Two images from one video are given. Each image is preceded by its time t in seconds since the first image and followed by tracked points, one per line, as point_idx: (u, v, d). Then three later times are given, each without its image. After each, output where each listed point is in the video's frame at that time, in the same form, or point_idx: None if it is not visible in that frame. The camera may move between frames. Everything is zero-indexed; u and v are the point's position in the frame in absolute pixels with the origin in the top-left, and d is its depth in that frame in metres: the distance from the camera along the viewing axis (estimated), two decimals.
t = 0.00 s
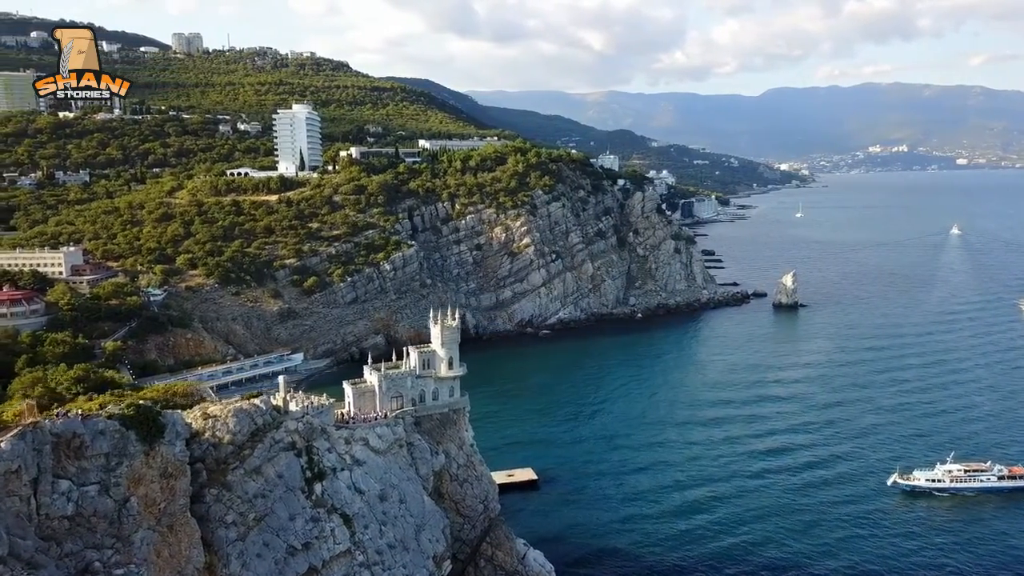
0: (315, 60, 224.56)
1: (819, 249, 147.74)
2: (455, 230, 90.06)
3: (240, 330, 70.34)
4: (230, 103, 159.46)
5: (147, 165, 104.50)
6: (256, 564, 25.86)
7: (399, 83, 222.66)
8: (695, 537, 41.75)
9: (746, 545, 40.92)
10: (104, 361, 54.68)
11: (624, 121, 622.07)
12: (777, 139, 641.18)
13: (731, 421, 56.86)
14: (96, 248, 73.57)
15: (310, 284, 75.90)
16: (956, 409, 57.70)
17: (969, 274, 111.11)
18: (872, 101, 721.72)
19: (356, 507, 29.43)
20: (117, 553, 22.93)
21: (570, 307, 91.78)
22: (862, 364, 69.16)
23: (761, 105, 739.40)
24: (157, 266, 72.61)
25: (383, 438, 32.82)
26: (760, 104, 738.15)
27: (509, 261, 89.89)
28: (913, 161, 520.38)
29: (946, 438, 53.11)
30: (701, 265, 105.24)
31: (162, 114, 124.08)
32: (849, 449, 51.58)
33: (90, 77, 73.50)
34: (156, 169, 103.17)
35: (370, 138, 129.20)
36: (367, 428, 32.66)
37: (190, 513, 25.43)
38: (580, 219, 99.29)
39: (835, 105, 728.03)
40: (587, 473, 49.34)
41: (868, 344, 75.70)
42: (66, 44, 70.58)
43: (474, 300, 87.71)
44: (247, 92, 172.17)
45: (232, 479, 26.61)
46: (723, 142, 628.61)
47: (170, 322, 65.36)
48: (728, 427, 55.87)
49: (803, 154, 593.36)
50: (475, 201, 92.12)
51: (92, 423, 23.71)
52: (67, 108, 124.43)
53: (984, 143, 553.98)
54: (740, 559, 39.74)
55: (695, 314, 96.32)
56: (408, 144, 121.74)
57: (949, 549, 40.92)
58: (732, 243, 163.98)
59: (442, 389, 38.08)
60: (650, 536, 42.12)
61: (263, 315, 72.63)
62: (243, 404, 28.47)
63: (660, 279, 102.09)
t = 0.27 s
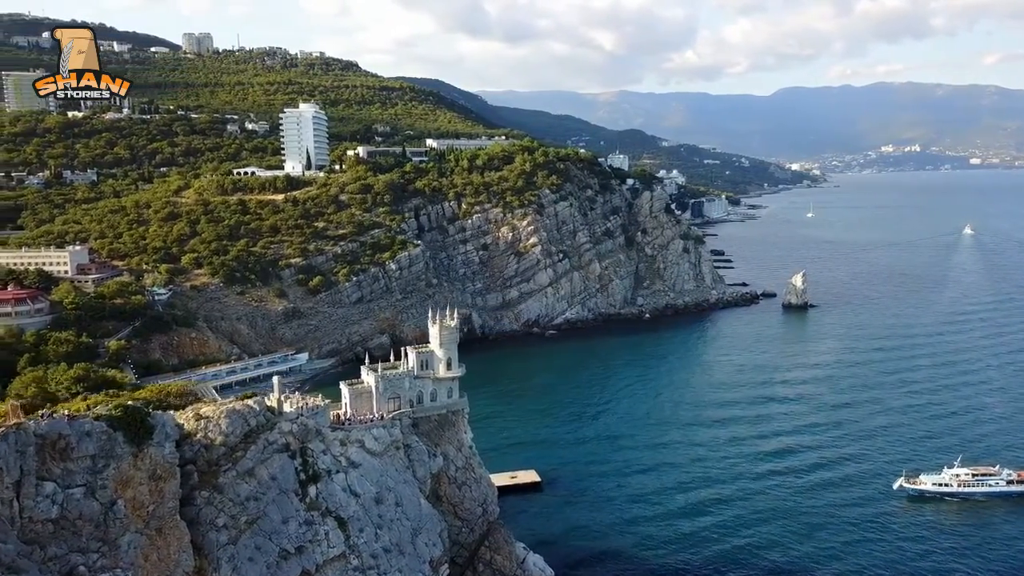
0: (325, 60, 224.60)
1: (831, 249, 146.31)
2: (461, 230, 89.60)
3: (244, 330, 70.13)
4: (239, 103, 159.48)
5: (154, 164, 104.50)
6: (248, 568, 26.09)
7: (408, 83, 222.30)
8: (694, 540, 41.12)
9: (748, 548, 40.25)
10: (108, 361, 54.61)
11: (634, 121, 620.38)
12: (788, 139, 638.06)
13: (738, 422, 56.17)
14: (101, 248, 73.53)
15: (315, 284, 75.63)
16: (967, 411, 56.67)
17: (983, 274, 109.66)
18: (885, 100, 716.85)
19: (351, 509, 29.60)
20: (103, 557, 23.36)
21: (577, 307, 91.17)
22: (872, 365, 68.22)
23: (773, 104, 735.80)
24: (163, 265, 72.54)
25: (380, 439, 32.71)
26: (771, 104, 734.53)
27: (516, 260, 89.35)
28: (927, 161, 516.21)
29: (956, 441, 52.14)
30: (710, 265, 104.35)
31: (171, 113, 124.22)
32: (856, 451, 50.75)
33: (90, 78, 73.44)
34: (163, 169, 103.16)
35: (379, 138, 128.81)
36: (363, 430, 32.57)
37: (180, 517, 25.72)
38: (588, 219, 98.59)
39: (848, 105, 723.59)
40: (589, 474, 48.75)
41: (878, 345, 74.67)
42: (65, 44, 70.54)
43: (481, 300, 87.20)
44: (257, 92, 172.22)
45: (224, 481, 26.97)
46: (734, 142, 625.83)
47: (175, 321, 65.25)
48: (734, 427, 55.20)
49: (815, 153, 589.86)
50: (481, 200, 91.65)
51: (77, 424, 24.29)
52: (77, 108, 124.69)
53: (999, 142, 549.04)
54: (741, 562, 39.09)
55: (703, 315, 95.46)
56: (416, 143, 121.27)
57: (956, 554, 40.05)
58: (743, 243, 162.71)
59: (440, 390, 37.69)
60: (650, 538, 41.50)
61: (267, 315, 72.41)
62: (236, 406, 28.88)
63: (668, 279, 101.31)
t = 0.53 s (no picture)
0: (335, 59, 224.80)
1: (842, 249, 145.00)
2: (467, 229, 89.17)
3: (249, 329, 69.97)
4: (248, 102, 159.68)
5: (162, 163, 104.63)
6: (238, 572, 26.01)
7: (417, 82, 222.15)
8: (696, 542, 40.46)
9: (750, 551, 39.57)
10: (111, 360, 54.49)
11: (645, 120, 618.77)
12: (800, 138, 635.08)
13: (744, 423, 55.48)
14: (108, 247, 73.54)
15: (320, 283, 75.44)
16: (977, 413, 55.70)
17: (996, 275, 108.28)
18: (897, 99, 712.12)
19: (345, 512, 29.23)
20: (88, 561, 23.48)
21: (584, 307, 90.59)
22: (882, 366, 67.28)
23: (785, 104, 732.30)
24: (168, 264, 72.49)
25: (375, 441, 32.28)
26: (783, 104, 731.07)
27: (522, 260, 88.82)
28: (939, 161, 512.28)
29: (966, 443, 51.19)
30: (718, 265, 103.54)
31: (179, 113, 124.46)
32: (863, 452, 49.94)
33: (90, 78, 73.48)
34: (171, 167, 103.25)
35: (387, 137, 128.59)
36: (359, 431, 32.06)
37: (169, 520, 25.68)
38: (596, 218, 97.95)
39: (860, 104, 719.31)
40: (592, 474, 48.18)
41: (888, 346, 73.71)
42: (66, 44, 70.56)
43: (487, 300, 86.76)
44: (266, 91, 172.42)
45: (214, 483, 26.74)
46: (745, 142, 623.27)
47: (179, 320, 65.13)
48: (739, 428, 54.50)
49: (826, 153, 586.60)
50: (488, 200, 91.23)
51: (61, 426, 24.03)
52: (86, 107, 125.08)
53: (1013, 142, 544.31)
54: (743, 564, 38.43)
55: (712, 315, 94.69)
56: (424, 142, 120.93)
57: (963, 559, 39.20)
58: (753, 243, 161.62)
59: (438, 390, 37.20)
60: (651, 539, 40.90)
61: (272, 314, 72.28)
62: (229, 406, 28.53)
63: (676, 279, 100.54)
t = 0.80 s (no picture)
0: (345, 59, 224.96)
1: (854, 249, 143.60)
2: (475, 228, 88.75)
3: (255, 329, 69.79)
4: (258, 102, 159.83)
5: (171, 162, 104.72)
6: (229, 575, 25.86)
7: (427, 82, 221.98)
8: (699, 544, 39.83)
9: (754, 554, 38.88)
10: (115, 360, 54.30)
11: (656, 120, 616.77)
12: (812, 138, 631.64)
13: (751, 423, 54.78)
14: (114, 246, 73.50)
15: (326, 282, 75.25)
16: (990, 415, 54.74)
17: (1010, 275, 106.82)
18: (911, 99, 707.00)
19: (340, 515, 28.84)
20: (74, 564, 23.69)
21: (592, 307, 89.97)
22: (893, 367, 66.35)
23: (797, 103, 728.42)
24: (174, 263, 72.41)
25: (371, 443, 31.85)
26: (795, 104, 727.26)
27: (530, 259, 88.33)
28: (954, 160, 507.95)
29: (978, 446, 50.24)
30: (728, 265, 102.64)
31: (188, 112, 124.61)
32: (872, 454, 49.10)
33: (90, 78, 73.17)
34: (179, 167, 103.32)
35: (395, 136, 128.28)
36: (354, 432, 31.69)
37: (158, 522, 25.66)
38: (604, 218, 97.31)
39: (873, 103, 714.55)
40: (595, 475, 47.61)
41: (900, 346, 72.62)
42: (66, 45, 70.39)
43: (494, 300, 86.35)
44: (275, 91, 172.63)
45: (205, 486, 26.54)
46: (756, 141, 620.35)
47: (185, 319, 64.97)
48: (746, 429, 53.80)
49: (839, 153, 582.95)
50: (495, 199, 90.82)
51: (45, 428, 23.95)
52: (96, 107, 125.55)
53: None
54: (746, 567, 37.78)
55: (721, 315, 93.90)
56: (432, 142, 120.52)
57: (973, 564, 38.36)
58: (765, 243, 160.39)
59: (436, 391, 36.82)
60: (654, 541, 40.30)
61: (278, 314, 72.11)
62: (222, 407, 28.28)
63: (686, 279, 99.72)
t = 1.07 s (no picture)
0: (357, 58, 225.27)
1: (870, 249, 142.00)
2: (484, 227, 88.34)
3: (263, 328, 69.63)
4: (270, 101, 160.14)
5: (182, 161, 104.91)
6: None
7: (439, 81, 221.79)
8: (704, 547, 39.15)
9: (761, 558, 38.15)
10: (122, 359, 54.15)
11: (670, 119, 614.37)
12: (828, 138, 627.33)
13: (761, 424, 53.97)
14: (124, 244, 73.58)
15: (335, 281, 75.04)
16: (1006, 417, 53.60)
17: None
18: (928, 98, 700.71)
19: (336, 517, 28.54)
20: (61, 567, 23.47)
21: (603, 307, 89.30)
22: (907, 368, 65.28)
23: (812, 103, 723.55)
24: (183, 262, 72.42)
25: (369, 444, 31.45)
26: (811, 103, 722.50)
27: (539, 259, 87.83)
28: (971, 160, 502.81)
29: (993, 449, 49.18)
30: (741, 265, 101.61)
31: (200, 112, 124.99)
32: (884, 456, 48.21)
33: (91, 78, 72.95)
34: (191, 166, 103.49)
35: (406, 135, 128.04)
36: (352, 434, 31.36)
37: (149, 524, 25.65)
38: (615, 217, 96.59)
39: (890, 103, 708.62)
40: (601, 476, 46.99)
41: (914, 347, 71.50)
42: (66, 45, 70.23)
43: (504, 300, 85.94)
44: (288, 91, 172.94)
45: (198, 487, 26.49)
46: (771, 141, 616.74)
47: (193, 318, 64.93)
48: (755, 430, 53.01)
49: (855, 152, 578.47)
50: (505, 198, 90.38)
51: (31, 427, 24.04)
52: (109, 106, 126.18)
53: None
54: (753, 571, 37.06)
55: (734, 316, 92.97)
56: (443, 141, 120.17)
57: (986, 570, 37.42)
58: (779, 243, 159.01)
59: (436, 392, 36.31)
60: (659, 544, 39.65)
61: (286, 313, 71.99)
62: (217, 407, 28.16)
63: (698, 279, 98.78)
